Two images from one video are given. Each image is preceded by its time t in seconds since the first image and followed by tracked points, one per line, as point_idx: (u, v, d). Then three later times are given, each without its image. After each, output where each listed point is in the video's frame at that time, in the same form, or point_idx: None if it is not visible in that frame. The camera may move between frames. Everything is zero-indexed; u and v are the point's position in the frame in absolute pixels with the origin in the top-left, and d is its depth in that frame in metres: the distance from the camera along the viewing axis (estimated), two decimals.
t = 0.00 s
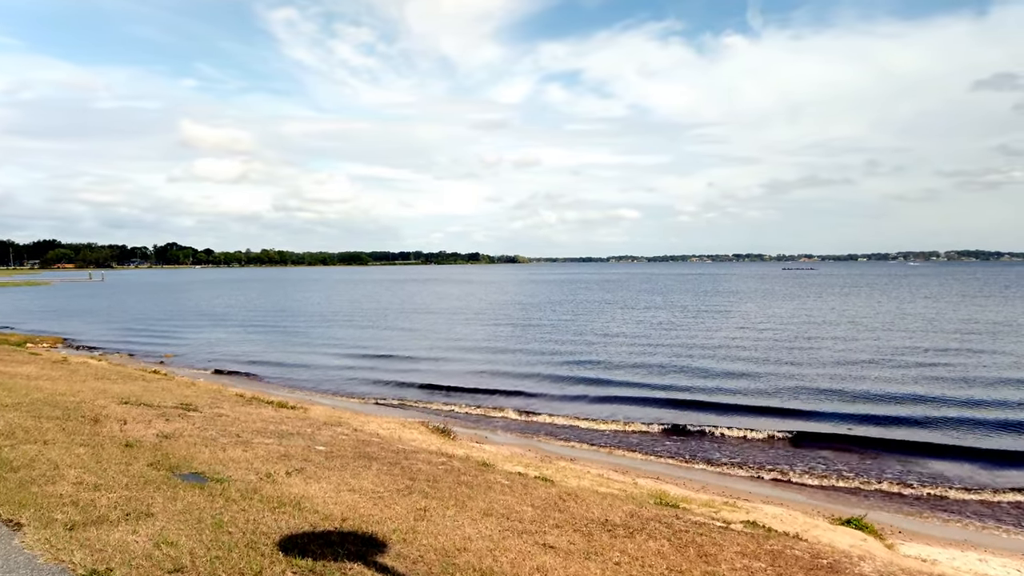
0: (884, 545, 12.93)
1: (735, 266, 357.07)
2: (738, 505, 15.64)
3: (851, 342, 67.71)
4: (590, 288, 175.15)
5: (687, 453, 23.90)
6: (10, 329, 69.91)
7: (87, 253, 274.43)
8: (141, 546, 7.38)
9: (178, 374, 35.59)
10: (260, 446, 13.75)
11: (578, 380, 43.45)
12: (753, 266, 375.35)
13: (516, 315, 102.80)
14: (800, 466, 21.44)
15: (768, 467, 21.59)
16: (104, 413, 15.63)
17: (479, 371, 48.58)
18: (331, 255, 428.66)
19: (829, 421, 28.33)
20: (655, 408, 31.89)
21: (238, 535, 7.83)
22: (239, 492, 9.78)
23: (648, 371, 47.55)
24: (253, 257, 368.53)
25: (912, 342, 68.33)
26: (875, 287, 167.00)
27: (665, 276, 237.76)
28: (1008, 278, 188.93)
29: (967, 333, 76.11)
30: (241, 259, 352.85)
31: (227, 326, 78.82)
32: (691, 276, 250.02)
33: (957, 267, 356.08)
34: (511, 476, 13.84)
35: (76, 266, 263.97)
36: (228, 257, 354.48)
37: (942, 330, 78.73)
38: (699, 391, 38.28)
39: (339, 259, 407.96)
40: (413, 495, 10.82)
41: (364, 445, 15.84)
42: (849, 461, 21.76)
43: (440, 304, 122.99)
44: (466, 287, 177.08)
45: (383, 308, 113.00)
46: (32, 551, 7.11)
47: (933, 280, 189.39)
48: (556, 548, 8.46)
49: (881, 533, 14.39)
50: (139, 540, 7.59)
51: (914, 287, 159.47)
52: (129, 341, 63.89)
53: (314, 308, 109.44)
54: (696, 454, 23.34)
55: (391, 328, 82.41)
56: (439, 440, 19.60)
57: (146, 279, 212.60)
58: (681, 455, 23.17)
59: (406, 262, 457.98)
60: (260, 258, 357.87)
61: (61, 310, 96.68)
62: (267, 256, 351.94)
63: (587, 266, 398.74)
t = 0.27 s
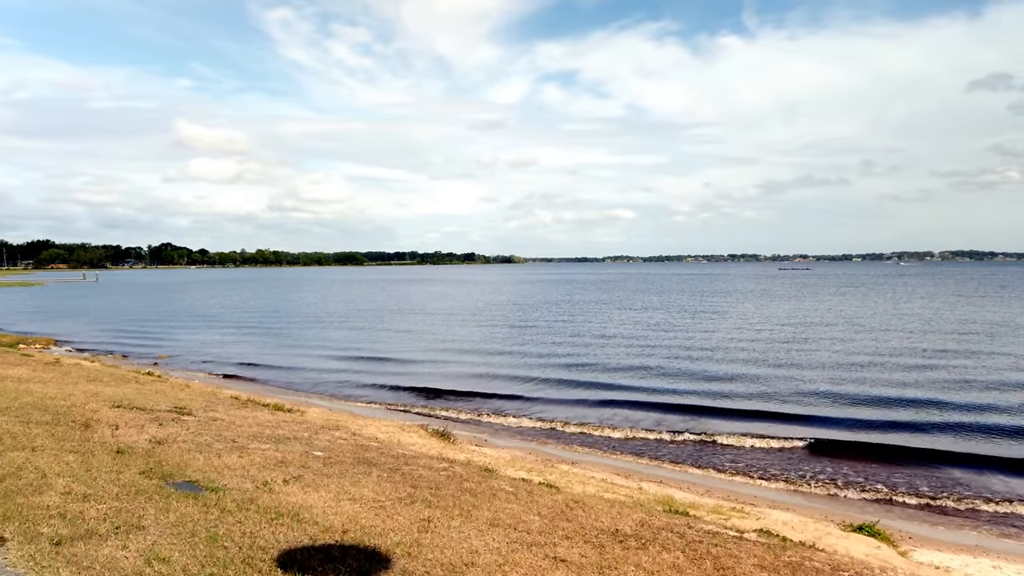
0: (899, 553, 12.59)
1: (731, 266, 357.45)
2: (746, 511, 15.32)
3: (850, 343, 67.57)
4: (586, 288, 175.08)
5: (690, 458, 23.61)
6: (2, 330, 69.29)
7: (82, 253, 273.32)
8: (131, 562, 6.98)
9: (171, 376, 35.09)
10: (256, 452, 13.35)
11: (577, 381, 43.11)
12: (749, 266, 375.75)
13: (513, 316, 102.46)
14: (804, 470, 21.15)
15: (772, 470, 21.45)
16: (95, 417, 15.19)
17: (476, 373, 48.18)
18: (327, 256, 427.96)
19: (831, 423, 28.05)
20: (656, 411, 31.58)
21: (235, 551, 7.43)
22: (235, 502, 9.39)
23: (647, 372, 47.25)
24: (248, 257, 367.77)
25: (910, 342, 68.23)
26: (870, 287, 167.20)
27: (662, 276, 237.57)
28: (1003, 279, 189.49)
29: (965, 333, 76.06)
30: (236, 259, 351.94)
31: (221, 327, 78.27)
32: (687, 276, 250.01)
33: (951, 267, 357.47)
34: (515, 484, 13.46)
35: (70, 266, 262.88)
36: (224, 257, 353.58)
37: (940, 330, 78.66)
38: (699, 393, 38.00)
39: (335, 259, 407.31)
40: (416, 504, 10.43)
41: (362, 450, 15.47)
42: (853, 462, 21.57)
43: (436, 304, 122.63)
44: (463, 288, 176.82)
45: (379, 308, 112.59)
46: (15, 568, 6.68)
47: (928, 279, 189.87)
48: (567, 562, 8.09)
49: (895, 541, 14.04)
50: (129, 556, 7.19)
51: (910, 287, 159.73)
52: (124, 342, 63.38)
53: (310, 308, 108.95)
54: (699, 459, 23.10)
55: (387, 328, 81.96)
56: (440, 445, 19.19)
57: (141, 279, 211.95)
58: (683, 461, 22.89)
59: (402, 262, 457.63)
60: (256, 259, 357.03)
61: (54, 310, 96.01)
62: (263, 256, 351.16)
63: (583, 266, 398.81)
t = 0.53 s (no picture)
0: (917, 562, 12.21)
1: (729, 266, 357.80)
2: (756, 516, 14.95)
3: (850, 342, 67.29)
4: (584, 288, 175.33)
5: (694, 463, 23.22)
6: None
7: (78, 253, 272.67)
8: None
9: (166, 377, 34.64)
10: (252, 457, 12.91)
11: (577, 379, 42.72)
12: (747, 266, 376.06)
13: (511, 316, 102.06)
14: (811, 475, 20.84)
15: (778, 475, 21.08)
16: (87, 421, 14.76)
17: (476, 372, 47.92)
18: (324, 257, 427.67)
19: (836, 426, 27.72)
20: (658, 410, 31.21)
21: (229, 568, 6.98)
22: (231, 511, 8.97)
23: (647, 370, 46.91)
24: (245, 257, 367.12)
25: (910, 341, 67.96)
26: (868, 287, 167.11)
27: (658, 276, 237.82)
28: (1001, 279, 189.82)
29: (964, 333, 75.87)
30: (232, 259, 351.40)
31: (218, 328, 77.76)
32: (684, 275, 249.86)
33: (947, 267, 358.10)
34: (520, 489, 13.06)
35: (66, 266, 262.02)
36: (220, 257, 353.07)
37: (940, 330, 78.41)
38: (700, 391, 37.67)
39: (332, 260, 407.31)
40: (420, 513, 9.99)
41: (362, 454, 15.05)
42: (860, 467, 21.25)
43: (434, 304, 122.38)
44: (460, 288, 177.12)
45: (377, 308, 112.30)
46: None
47: (926, 279, 190.14)
48: None
49: (911, 547, 13.67)
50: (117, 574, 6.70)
51: (907, 287, 159.64)
52: (119, 342, 62.94)
53: (307, 309, 108.58)
54: (703, 463, 22.75)
55: (385, 328, 81.52)
56: (442, 447, 18.83)
57: (137, 279, 211.12)
58: (687, 465, 22.52)
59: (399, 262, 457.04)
60: (253, 259, 356.43)
61: (49, 311, 95.35)
62: (260, 257, 350.70)
63: (581, 267, 399.16)
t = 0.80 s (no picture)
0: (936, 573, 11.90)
1: (726, 266, 357.71)
2: (768, 524, 14.60)
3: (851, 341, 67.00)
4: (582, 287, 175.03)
5: (699, 469, 22.86)
6: None
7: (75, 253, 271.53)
8: None
9: (163, 379, 34.21)
10: (251, 466, 12.52)
11: (578, 381, 42.35)
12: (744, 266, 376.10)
13: (510, 317, 101.67)
14: (820, 481, 20.53)
15: (784, 482, 20.68)
16: (80, 427, 14.34)
17: (476, 372, 47.54)
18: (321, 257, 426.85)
19: (842, 430, 27.36)
20: (661, 413, 30.88)
21: None
22: (230, 526, 8.59)
23: (648, 371, 46.57)
24: (242, 257, 366.14)
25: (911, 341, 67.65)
26: (867, 287, 167.01)
27: (656, 276, 237.35)
28: (999, 278, 190.05)
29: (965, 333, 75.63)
30: (230, 259, 350.46)
31: (216, 329, 77.32)
32: (683, 275, 249.50)
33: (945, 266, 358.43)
34: (527, 498, 12.71)
35: (62, 266, 260.92)
36: (217, 257, 352.16)
37: (940, 330, 78.16)
38: (703, 393, 37.28)
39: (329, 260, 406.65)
40: (427, 525, 9.63)
41: (364, 461, 14.65)
42: (869, 473, 20.92)
43: (432, 304, 122.01)
44: (458, 288, 176.70)
45: (375, 308, 111.91)
46: None
47: (924, 280, 190.24)
48: None
49: (928, 556, 13.35)
50: None
51: (906, 287, 159.54)
52: (114, 343, 62.38)
53: (305, 309, 108.04)
54: (708, 468, 22.37)
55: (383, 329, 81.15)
56: (445, 452, 18.48)
57: (134, 279, 210.47)
58: (693, 471, 22.15)
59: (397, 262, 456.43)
60: (250, 259, 355.60)
61: (45, 312, 94.80)
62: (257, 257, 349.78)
63: (578, 266, 398.87)
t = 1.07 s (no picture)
0: None
1: (725, 266, 357.87)
2: (785, 530, 14.29)
3: (854, 341, 66.68)
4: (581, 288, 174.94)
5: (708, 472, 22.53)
6: None
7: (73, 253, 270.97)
8: None
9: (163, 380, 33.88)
10: (256, 470, 12.16)
11: (581, 383, 41.86)
12: (743, 266, 376.33)
13: (510, 317, 101.25)
14: (832, 485, 20.24)
15: (795, 486, 20.31)
16: (80, 431, 13.95)
17: (478, 373, 47.27)
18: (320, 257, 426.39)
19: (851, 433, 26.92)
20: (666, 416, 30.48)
21: None
22: (237, 535, 8.24)
23: (652, 373, 46.16)
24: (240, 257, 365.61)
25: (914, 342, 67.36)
26: (868, 287, 167.03)
27: (655, 276, 237.13)
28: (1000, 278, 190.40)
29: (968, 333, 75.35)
30: (228, 260, 349.99)
31: (215, 329, 76.91)
32: (682, 275, 249.33)
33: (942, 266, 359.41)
34: (540, 503, 12.40)
35: (61, 266, 260.26)
36: (216, 257, 351.69)
37: (943, 330, 77.90)
38: (708, 396, 36.86)
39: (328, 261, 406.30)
40: (441, 533, 9.29)
41: (370, 465, 14.28)
42: (881, 476, 20.62)
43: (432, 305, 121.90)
44: (457, 288, 176.53)
45: (374, 309, 111.65)
46: None
47: (925, 279, 190.55)
48: None
49: (950, 563, 13.03)
50: None
51: (907, 287, 159.40)
52: (113, 343, 61.99)
53: (304, 309, 107.67)
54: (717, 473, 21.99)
55: (384, 330, 80.89)
56: (452, 455, 18.17)
57: (133, 279, 210.05)
58: (701, 475, 21.80)
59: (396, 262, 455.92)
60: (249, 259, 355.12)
61: (43, 312, 94.35)
62: (256, 257, 349.35)
63: (577, 267, 398.90)
